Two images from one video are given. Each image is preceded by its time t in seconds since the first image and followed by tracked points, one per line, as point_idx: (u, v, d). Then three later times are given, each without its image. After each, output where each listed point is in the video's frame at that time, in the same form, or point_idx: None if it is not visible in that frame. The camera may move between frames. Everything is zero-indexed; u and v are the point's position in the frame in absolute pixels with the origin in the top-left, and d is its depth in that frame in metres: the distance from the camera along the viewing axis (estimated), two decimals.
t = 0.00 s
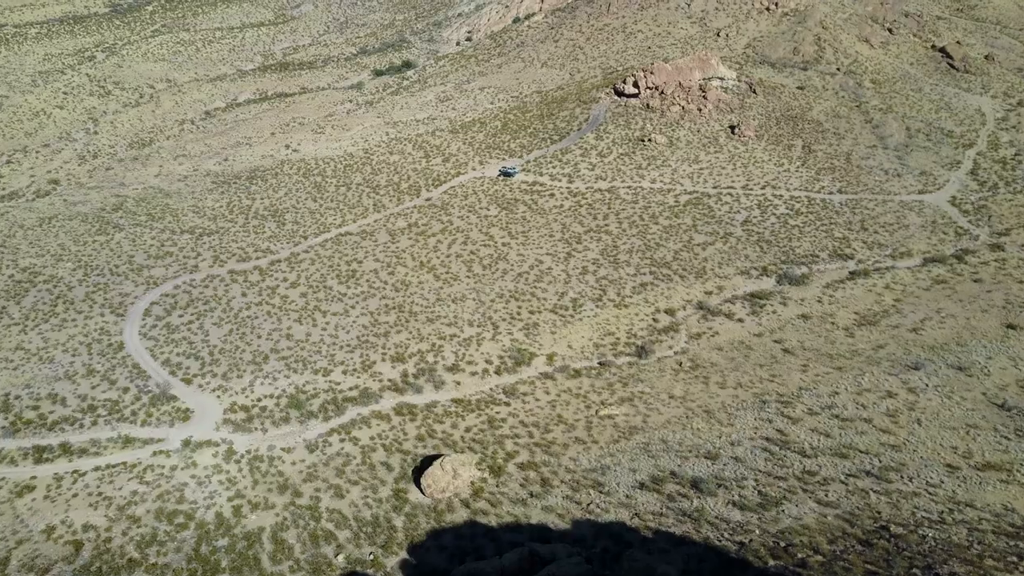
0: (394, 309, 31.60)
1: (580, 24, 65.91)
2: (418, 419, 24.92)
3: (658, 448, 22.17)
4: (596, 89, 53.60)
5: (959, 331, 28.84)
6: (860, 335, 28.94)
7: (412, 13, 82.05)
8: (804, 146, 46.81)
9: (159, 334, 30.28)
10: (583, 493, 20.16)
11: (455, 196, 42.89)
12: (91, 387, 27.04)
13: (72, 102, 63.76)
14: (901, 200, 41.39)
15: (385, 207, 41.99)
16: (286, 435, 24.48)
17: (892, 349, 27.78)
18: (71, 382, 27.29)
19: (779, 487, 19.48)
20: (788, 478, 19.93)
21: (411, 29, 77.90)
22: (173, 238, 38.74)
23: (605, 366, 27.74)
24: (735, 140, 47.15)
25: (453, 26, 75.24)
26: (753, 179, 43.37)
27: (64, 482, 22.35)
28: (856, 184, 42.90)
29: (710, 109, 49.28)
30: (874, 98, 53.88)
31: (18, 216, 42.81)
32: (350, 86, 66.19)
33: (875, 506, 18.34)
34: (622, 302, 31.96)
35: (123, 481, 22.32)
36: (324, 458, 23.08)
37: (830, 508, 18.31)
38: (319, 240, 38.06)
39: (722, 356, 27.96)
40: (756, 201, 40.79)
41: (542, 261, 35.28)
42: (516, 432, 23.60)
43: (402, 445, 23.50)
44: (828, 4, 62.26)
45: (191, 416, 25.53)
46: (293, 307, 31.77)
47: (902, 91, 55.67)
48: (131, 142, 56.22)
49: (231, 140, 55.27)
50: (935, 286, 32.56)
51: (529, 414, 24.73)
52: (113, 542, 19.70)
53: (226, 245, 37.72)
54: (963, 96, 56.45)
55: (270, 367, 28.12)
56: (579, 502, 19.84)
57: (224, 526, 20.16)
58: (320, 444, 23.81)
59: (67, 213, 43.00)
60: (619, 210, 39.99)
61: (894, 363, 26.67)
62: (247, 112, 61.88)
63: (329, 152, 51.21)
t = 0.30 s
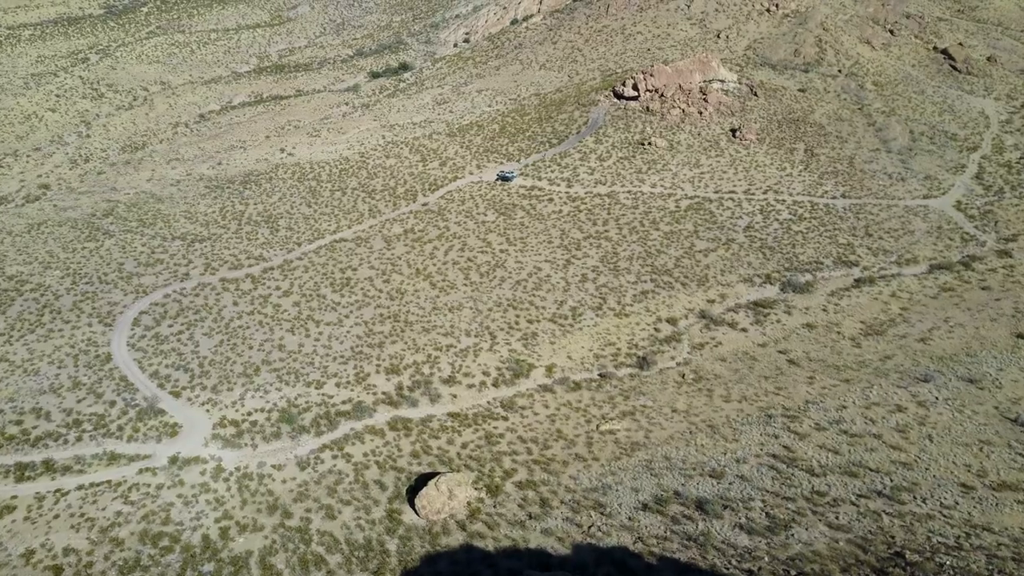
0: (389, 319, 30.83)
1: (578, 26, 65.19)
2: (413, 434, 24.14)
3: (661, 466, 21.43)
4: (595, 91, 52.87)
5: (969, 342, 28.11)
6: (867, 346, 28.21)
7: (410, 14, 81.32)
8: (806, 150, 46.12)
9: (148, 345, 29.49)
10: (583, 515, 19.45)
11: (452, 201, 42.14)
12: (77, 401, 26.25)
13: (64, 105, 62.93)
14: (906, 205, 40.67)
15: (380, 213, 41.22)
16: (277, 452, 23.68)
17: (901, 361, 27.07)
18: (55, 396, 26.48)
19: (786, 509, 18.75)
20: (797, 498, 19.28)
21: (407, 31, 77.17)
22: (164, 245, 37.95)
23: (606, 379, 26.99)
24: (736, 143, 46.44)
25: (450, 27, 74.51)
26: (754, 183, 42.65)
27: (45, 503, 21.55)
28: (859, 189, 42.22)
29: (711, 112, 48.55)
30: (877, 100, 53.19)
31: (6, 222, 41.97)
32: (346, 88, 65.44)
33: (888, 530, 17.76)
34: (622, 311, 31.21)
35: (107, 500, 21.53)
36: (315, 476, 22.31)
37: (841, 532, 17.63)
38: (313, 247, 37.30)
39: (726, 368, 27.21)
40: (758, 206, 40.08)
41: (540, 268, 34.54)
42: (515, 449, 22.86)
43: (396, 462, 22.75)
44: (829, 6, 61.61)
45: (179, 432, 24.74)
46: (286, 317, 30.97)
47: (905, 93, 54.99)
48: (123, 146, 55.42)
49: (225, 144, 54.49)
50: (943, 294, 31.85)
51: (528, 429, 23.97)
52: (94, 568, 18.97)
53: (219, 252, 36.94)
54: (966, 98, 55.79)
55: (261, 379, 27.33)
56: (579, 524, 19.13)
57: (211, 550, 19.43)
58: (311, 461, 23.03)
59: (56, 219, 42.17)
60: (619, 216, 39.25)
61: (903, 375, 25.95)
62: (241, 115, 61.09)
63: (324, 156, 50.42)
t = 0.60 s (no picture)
0: (384, 329, 30.05)
1: (576, 28, 64.44)
2: (407, 451, 23.36)
3: (665, 486, 20.70)
4: (594, 94, 52.12)
5: (980, 353, 27.36)
6: (875, 357, 27.45)
7: (407, 16, 80.55)
8: (809, 153, 45.40)
9: (136, 356, 28.70)
10: (583, 540, 18.72)
11: (449, 206, 41.39)
12: (61, 416, 25.44)
13: (56, 108, 62.08)
14: (911, 210, 39.96)
15: (376, 218, 40.44)
16: (267, 470, 22.88)
17: (910, 373, 26.30)
18: (39, 410, 25.68)
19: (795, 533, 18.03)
20: (806, 521, 18.66)
21: (404, 32, 76.38)
22: (154, 252, 37.14)
23: (607, 392, 26.22)
24: (738, 147, 45.70)
25: (447, 29, 73.78)
26: (757, 188, 41.91)
27: (25, 525, 20.75)
28: (864, 193, 41.49)
29: (712, 114, 47.83)
30: (880, 103, 52.45)
31: None
32: (342, 91, 64.66)
33: (900, 557, 17.06)
34: (623, 320, 30.43)
35: (89, 522, 20.73)
36: (306, 495, 21.54)
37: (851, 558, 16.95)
38: (306, 254, 36.53)
39: (730, 380, 26.45)
40: (761, 211, 39.34)
41: (539, 276, 33.78)
42: (513, 466, 22.10)
43: (390, 481, 21.98)
44: (830, 7, 60.92)
45: (166, 448, 23.93)
46: (278, 327, 30.18)
47: (908, 95, 54.30)
48: (115, 150, 54.61)
49: (219, 147, 53.70)
50: (952, 303, 31.11)
51: (527, 445, 23.18)
52: None
53: (210, 259, 36.15)
54: (970, 100, 55.09)
55: (251, 392, 26.53)
56: (579, 549, 18.41)
57: None
58: (301, 479, 22.25)
59: (45, 224, 41.36)
60: (619, 221, 38.50)
61: (913, 388, 25.20)
62: (236, 118, 60.31)
63: (319, 160, 49.64)
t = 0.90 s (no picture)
0: (378, 340, 29.23)
1: (574, 29, 63.64)
2: (401, 470, 22.53)
3: (669, 507, 19.93)
4: (593, 97, 51.33)
5: (991, 364, 26.58)
6: (883, 369, 26.68)
7: (403, 17, 79.69)
8: (811, 157, 44.66)
9: (122, 369, 27.85)
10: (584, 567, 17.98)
11: (445, 211, 40.58)
12: (43, 432, 24.58)
13: (47, 111, 61.15)
14: (916, 215, 39.21)
15: (370, 224, 39.61)
16: (255, 489, 22.02)
17: (919, 386, 25.51)
18: (20, 426, 24.83)
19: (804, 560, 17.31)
20: (816, 547, 17.93)
21: (400, 34, 75.53)
22: (143, 260, 36.29)
23: (607, 406, 25.42)
24: (739, 150, 44.94)
25: (444, 30, 72.98)
26: (759, 193, 41.14)
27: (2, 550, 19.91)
28: (868, 198, 40.75)
29: (713, 117, 47.06)
30: (883, 105, 51.71)
31: None
32: (337, 93, 63.80)
33: None
34: (624, 331, 29.63)
35: (69, 547, 19.90)
36: (296, 517, 20.74)
37: None
38: (299, 262, 35.71)
39: (735, 394, 25.66)
40: (763, 217, 38.58)
41: (537, 284, 32.97)
42: (511, 486, 21.30)
43: (383, 501, 21.18)
44: (831, 8, 60.19)
45: (151, 466, 23.08)
46: (269, 339, 29.35)
47: (910, 98, 53.56)
48: (106, 154, 53.73)
49: (212, 151, 52.85)
50: (961, 312, 30.35)
51: (525, 463, 22.37)
52: None
53: (201, 267, 35.31)
54: (973, 103, 54.37)
55: (241, 407, 25.70)
56: None
57: None
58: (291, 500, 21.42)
59: (33, 231, 40.48)
60: (619, 227, 37.72)
61: (923, 402, 24.42)
62: (229, 121, 59.44)
63: (314, 164, 48.81)
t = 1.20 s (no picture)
0: (372, 352, 28.38)
1: (572, 31, 62.81)
2: (395, 490, 21.67)
3: (674, 532, 19.11)
4: (592, 100, 50.50)
5: (1004, 377, 25.78)
6: (892, 382, 25.86)
7: (399, 19, 78.81)
8: (814, 161, 43.88)
9: (108, 383, 26.97)
10: None
11: (442, 217, 39.75)
12: (23, 450, 23.69)
13: (38, 114, 60.19)
14: (922, 221, 38.41)
15: (365, 231, 38.77)
16: (243, 511, 21.14)
17: (931, 400, 24.70)
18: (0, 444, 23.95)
19: None
20: None
21: (396, 36, 74.67)
22: (132, 268, 35.40)
23: (609, 421, 24.59)
24: (742, 154, 44.12)
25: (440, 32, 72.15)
26: (762, 198, 40.34)
27: None
28: (873, 204, 39.99)
29: (714, 121, 46.27)
30: (886, 108, 50.93)
31: None
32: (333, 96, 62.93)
33: None
34: (625, 342, 28.79)
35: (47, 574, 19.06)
36: (285, 541, 19.89)
37: None
38: (292, 270, 34.86)
39: (740, 409, 24.83)
40: (767, 223, 37.77)
41: (536, 293, 32.13)
42: (509, 508, 20.46)
43: (376, 524, 20.33)
44: (832, 10, 59.41)
45: (135, 486, 22.19)
46: (260, 351, 28.51)
47: (913, 100, 52.80)
48: (98, 158, 52.80)
49: (205, 155, 51.97)
50: (971, 322, 29.57)
51: (524, 483, 21.53)
52: None
53: (191, 276, 34.45)
54: (976, 105, 53.63)
55: (229, 423, 24.84)
56: None
57: None
58: (280, 522, 20.54)
59: (20, 238, 39.58)
60: (619, 234, 36.90)
61: (935, 417, 23.61)
62: (223, 124, 58.55)
63: (308, 168, 47.95)
